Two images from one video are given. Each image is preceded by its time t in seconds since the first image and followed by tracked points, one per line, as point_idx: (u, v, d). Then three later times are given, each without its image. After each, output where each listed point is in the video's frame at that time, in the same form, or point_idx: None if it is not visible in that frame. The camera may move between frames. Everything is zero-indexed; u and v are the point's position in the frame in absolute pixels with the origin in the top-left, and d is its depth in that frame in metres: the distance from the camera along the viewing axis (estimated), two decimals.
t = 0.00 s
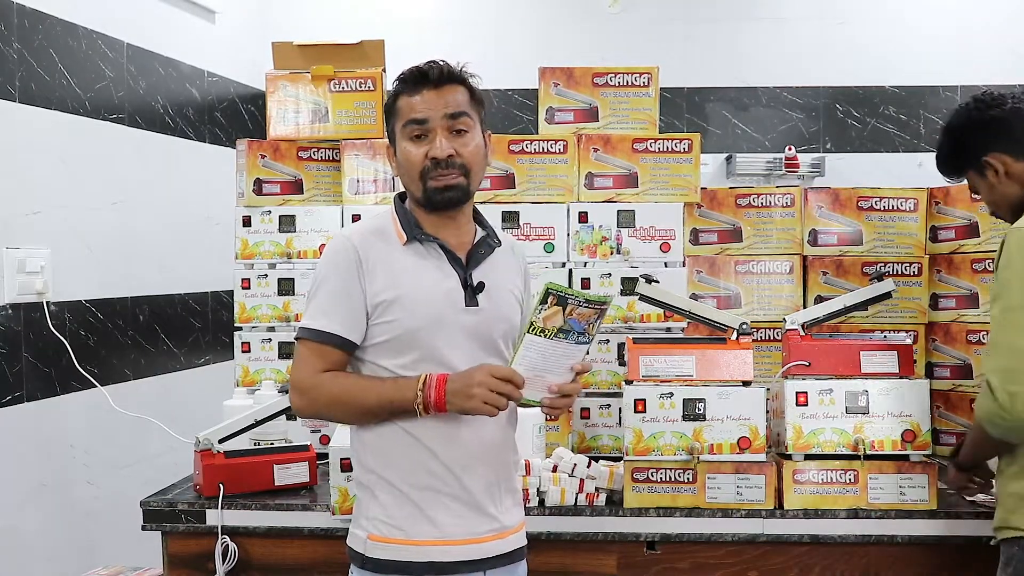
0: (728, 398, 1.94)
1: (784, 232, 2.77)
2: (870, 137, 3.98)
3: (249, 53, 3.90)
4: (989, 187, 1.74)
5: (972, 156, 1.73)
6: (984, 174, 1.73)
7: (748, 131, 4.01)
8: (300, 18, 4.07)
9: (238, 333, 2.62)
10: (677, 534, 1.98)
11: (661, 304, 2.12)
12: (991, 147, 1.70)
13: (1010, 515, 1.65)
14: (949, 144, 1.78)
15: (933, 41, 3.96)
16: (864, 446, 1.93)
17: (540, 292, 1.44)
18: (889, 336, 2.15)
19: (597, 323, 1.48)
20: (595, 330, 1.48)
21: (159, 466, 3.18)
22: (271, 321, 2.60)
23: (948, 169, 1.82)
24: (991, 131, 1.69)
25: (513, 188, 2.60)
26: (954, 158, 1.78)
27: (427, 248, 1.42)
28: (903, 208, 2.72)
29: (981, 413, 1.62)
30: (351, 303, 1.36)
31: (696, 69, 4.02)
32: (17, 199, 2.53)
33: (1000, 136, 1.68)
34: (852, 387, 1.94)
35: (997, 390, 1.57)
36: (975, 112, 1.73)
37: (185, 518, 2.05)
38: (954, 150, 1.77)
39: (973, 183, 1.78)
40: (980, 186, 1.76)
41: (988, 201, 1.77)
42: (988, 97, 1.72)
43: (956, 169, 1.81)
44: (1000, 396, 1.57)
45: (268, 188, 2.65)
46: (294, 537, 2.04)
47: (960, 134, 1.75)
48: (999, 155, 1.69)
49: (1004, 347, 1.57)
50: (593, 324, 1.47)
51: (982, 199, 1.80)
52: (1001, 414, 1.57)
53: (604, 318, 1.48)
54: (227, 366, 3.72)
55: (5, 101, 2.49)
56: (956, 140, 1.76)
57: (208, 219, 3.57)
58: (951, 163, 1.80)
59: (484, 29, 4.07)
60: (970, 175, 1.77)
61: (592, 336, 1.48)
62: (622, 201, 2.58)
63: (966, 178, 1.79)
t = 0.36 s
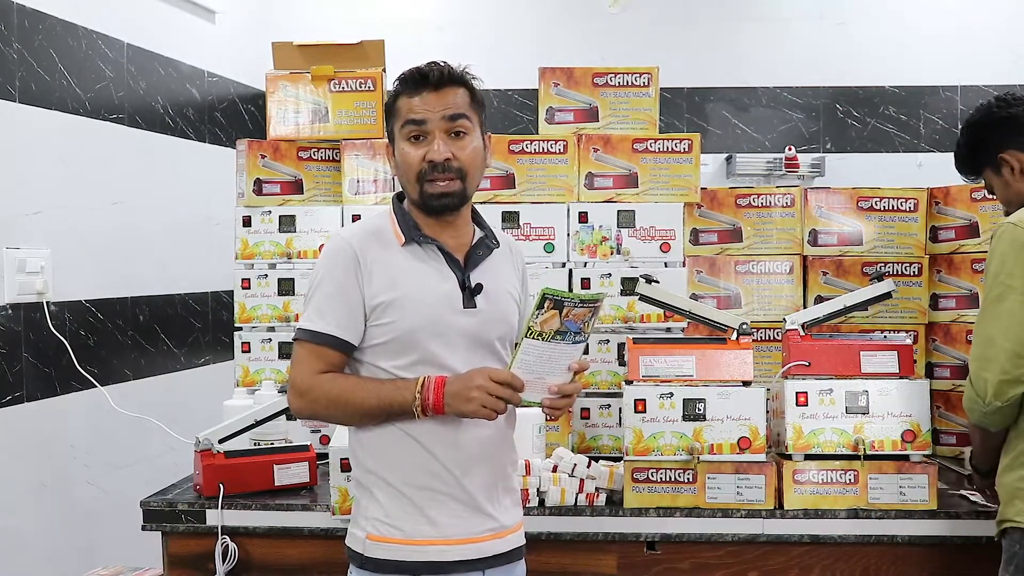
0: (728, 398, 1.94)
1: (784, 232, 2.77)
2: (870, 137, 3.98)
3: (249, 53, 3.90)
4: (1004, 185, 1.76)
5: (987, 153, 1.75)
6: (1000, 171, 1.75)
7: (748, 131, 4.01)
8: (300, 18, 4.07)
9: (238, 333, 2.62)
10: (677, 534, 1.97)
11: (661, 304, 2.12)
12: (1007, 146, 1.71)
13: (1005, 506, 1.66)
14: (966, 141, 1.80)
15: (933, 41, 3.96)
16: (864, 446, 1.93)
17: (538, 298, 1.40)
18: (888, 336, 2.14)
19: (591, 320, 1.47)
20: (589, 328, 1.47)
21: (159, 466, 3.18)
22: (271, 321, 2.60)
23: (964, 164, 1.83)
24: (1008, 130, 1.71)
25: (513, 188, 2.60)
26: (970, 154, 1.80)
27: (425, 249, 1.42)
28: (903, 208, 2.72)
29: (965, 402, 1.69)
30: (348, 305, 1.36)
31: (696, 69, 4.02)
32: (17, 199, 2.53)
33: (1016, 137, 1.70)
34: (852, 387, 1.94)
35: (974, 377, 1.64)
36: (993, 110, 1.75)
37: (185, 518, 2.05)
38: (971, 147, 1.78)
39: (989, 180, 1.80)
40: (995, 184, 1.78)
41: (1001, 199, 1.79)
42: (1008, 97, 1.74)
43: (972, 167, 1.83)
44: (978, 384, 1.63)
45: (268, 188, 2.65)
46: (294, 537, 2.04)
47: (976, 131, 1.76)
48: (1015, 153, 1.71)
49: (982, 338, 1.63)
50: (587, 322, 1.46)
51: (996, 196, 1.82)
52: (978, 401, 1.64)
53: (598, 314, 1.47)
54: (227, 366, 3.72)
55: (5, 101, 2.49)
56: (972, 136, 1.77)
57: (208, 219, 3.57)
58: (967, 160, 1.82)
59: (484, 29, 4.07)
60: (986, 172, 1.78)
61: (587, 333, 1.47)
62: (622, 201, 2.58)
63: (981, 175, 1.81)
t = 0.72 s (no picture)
0: (728, 398, 1.94)
1: (784, 232, 2.77)
2: (870, 137, 3.98)
3: (249, 52, 3.90)
4: (1007, 183, 1.76)
5: (991, 152, 1.76)
6: (1003, 170, 1.75)
7: (748, 131, 4.01)
8: (300, 18, 4.07)
9: (238, 333, 2.62)
10: (677, 534, 1.98)
11: (661, 304, 2.12)
12: (1011, 144, 1.72)
13: (1006, 506, 1.67)
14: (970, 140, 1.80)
15: (932, 41, 3.96)
16: (864, 446, 1.93)
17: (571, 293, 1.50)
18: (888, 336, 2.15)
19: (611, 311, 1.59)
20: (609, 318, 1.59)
21: (159, 466, 3.18)
22: (271, 321, 2.60)
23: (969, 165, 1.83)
24: (1011, 129, 1.71)
25: (513, 188, 2.60)
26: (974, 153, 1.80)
27: (426, 249, 1.42)
28: (903, 208, 2.72)
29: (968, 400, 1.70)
30: (347, 305, 1.36)
31: (696, 69, 4.02)
32: (17, 198, 2.53)
33: (1020, 134, 1.70)
34: (853, 387, 1.94)
35: (976, 375, 1.65)
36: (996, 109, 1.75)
37: (185, 518, 2.05)
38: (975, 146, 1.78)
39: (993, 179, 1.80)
40: (999, 183, 1.78)
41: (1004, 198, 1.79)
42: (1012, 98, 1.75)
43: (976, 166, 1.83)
44: (981, 383, 1.64)
45: (268, 188, 2.65)
46: (294, 537, 2.04)
47: (980, 130, 1.76)
48: (1018, 152, 1.71)
49: (983, 336, 1.64)
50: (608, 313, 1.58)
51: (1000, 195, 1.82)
52: (981, 399, 1.64)
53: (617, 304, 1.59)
54: (227, 366, 3.72)
55: (5, 101, 2.49)
56: (976, 135, 1.77)
57: (208, 219, 3.57)
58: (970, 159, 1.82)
59: (484, 29, 4.07)
60: (989, 172, 1.79)
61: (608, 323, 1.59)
62: (622, 201, 2.58)
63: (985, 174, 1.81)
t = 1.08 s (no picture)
0: (728, 398, 1.94)
1: (784, 232, 2.77)
2: (870, 137, 3.98)
3: (249, 53, 3.90)
4: (1010, 180, 1.75)
5: (994, 148, 1.75)
6: (1005, 166, 1.74)
7: (748, 131, 4.01)
8: (300, 18, 4.07)
9: (238, 333, 2.62)
10: (677, 535, 1.98)
11: (661, 304, 2.12)
12: (1013, 140, 1.71)
13: (1009, 508, 1.66)
14: (972, 137, 1.79)
15: (932, 41, 3.96)
16: (864, 446, 1.94)
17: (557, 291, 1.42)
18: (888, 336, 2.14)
19: (610, 304, 1.49)
20: (608, 312, 1.49)
21: (158, 466, 3.18)
22: (271, 321, 2.60)
23: (971, 161, 1.83)
24: (1014, 124, 1.71)
25: (513, 188, 2.60)
26: (976, 150, 1.80)
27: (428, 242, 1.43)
28: (904, 208, 2.72)
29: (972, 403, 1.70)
30: (349, 293, 1.36)
31: (696, 69, 4.02)
32: (18, 198, 2.53)
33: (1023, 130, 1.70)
34: (853, 387, 1.94)
35: (981, 378, 1.65)
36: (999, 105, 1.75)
37: (185, 518, 2.05)
38: (977, 142, 1.78)
39: (994, 176, 1.79)
40: (1000, 179, 1.78)
41: (1007, 195, 1.79)
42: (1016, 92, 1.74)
43: (978, 163, 1.82)
44: (986, 384, 1.64)
45: (268, 188, 2.65)
46: (294, 537, 2.04)
47: (983, 125, 1.76)
48: (1021, 147, 1.71)
49: (988, 338, 1.64)
50: (605, 307, 1.47)
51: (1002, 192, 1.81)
52: (987, 401, 1.64)
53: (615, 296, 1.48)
54: (227, 366, 3.72)
55: (5, 101, 2.49)
56: (980, 130, 1.77)
57: (208, 219, 3.57)
58: (972, 156, 1.81)
59: (484, 29, 4.07)
60: (991, 168, 1.78)
61: (605, 318, 1.49)
62: (622, 201, 2.57)
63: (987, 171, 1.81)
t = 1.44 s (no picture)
0: (727, 398, 1.94)
1: (784, 232, 2.77)
2: (870, 137, 3.98)
3: (249, 53, 3.89)
4: (1010, 174, 1.75)
5: (996, 142, 1.74)
6: (1007, 160, 1.73)
7: (748, 131, 4.01)
8: (300, 18, 4.07)
9: (238, 333, 2.62)
10: (677, 535, 1.98)
11: (661, 304, 2.12)
12: (1016, 133, 1.70)
13: (1007, 508, 1.66)
14: (973, 130, 1.79)
15: (932, 41, 3.96)
16: (864, 446, 1.93)
17: (543, 260, 1.46)
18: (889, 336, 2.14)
19: (602, 282, 1.47)
20: (602, 290, 1.48)
21: (158, 466, 3.18)
22: (271, 321, 2.60)
23: (972, 156, 1.82)
24: (1016, 117, 1.70)
25: (513, 188, 2.60)
26: (977, 143, 1.79)
27: (427, 241, 1.42)
28: (904, 208, 2.72)
29: (971, 402, 1.70)
30: (349, 293, 1.36)
31: (697, 69, 4.02)
32: (18, 199, 2.53)
33: None
34: (852, 387, 1.94)
35: (980, 377, 1.65)
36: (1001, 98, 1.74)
37: (185, 518, 2.05)
38: (978, 135, 1.77)
39: (994, 169, 1.78)
40: (1000, 173, 1.77)
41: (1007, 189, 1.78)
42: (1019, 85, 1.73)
43: (978, 156, 1.81)
44: (984, 385, 1.64)
45: (268, 188, 2.65)
46: (294, 537, 2.04)
47: (985, 119, 1.75)
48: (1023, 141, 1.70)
49: (987, 338, 1.64)
50: (597, 283, 1.47)
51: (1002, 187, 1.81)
52: (984, 402, 1.64)
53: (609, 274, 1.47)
54: (227, 366, 3.72)
55: (5, 101, 2.49)
56: (981, 125, 1.76)
57: (208, 219, 3.57)
58: (973, 149, 1.81)
59: (484, 29, 4.07)
60: (991, 161, 1.78)
61: (599, 295, 1.47)
62: (622, 201, 2.57)
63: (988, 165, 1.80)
